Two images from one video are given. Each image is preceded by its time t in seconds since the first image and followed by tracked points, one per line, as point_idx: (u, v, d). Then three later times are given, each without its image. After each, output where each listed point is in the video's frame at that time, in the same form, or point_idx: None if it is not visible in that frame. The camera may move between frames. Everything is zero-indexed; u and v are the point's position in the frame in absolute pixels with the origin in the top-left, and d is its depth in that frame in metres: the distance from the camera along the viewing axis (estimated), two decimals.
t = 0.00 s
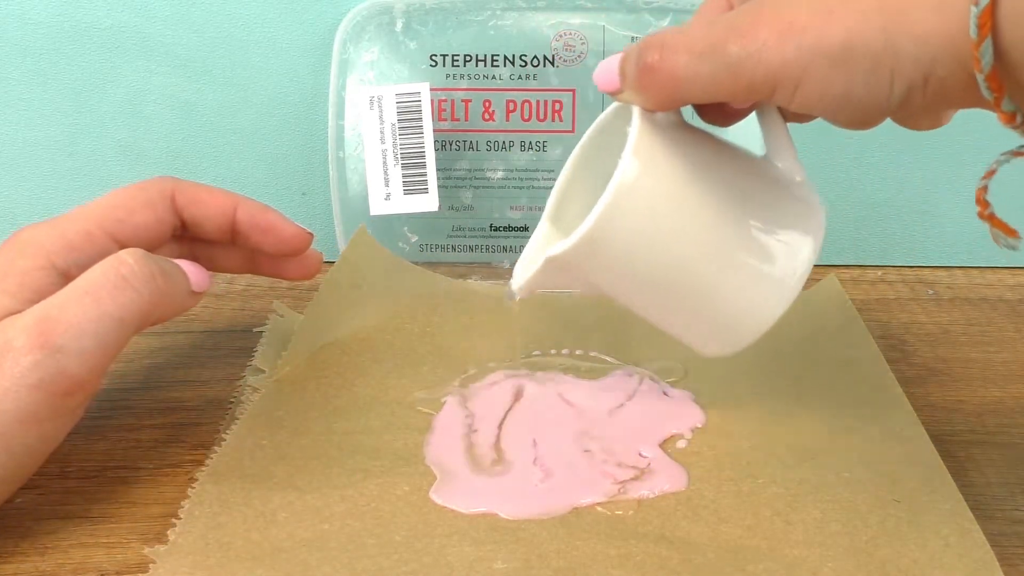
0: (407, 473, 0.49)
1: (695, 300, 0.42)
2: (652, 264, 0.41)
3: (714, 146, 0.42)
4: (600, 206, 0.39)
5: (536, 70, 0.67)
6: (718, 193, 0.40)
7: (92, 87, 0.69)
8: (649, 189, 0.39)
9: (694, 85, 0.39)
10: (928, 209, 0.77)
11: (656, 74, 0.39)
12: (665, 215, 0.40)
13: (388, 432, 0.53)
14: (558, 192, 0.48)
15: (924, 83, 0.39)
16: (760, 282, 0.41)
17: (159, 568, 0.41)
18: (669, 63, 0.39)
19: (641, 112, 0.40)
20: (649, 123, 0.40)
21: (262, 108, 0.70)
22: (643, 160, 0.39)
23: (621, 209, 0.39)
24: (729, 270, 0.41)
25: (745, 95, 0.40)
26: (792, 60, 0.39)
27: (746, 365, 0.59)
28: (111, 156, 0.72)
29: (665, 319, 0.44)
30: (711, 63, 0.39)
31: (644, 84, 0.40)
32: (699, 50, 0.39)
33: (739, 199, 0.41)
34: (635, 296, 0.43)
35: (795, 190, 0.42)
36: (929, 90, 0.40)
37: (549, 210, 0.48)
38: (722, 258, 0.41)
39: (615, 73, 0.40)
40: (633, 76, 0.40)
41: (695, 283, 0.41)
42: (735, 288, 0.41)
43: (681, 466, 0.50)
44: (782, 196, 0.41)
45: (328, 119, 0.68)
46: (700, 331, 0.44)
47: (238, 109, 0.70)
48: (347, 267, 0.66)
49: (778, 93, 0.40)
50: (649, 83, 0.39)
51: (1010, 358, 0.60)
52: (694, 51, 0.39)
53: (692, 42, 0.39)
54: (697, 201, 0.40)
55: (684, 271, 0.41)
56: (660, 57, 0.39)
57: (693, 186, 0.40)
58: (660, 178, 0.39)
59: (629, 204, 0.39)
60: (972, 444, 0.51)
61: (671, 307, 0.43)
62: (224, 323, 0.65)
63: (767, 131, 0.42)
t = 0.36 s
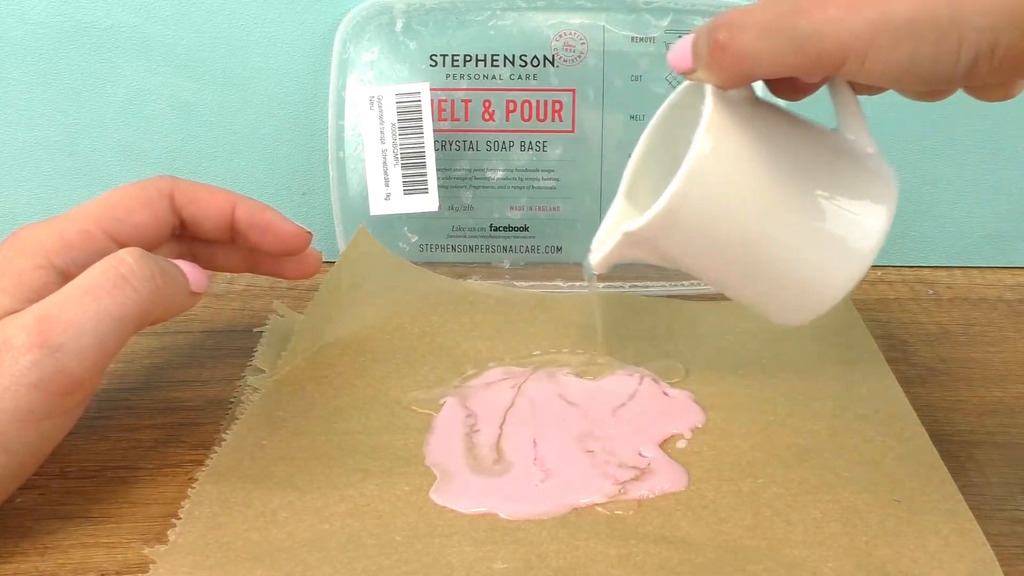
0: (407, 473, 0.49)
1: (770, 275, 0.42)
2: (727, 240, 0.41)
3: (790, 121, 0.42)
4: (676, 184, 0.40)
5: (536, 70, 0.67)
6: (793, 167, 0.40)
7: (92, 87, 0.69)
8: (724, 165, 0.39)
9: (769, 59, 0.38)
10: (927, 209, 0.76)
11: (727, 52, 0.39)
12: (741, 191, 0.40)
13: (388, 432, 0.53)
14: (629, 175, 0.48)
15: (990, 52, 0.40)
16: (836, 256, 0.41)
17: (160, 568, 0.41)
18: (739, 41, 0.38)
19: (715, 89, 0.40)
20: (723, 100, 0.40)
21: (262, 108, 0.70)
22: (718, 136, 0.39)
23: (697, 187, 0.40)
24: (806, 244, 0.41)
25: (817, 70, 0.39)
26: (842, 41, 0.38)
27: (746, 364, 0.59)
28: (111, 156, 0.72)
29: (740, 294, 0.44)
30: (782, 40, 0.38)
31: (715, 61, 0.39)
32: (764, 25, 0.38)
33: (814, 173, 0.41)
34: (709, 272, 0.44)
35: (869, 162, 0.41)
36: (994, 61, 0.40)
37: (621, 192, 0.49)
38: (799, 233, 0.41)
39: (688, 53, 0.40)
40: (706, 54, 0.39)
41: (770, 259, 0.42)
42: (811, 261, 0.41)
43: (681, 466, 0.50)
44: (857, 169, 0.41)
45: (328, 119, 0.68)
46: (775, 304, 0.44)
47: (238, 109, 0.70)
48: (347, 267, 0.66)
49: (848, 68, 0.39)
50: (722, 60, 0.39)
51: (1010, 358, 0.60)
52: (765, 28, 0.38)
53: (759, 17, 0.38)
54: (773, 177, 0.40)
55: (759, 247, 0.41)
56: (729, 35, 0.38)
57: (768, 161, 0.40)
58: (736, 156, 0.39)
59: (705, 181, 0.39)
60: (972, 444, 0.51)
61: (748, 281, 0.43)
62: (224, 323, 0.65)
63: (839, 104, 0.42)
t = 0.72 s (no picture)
0: (407, 473, 0.49)
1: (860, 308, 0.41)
2: (817, 275, 0.40)
3: (870, 149, 0.41)
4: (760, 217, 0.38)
5: (536, 70, 0.67)
6: (883, 198, 0.39)
7: (93, 87, 0.69)
8: (809, 196, 0.38)
9: (857, 83, 0.37)
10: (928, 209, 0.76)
11: (811, 75, 0.37)
12: (828, 226, 0.39)
13: (388, 432, 0.53)
14: (686, 209, 0.46)
15: None
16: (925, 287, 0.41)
17: (160, 568, 0.42)
18: (824, 63, 0.36)
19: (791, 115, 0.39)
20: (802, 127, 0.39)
21: (262, 109, 0.70)
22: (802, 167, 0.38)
23: (784, 219, 0.38)
24: (897, 274, 0.40)
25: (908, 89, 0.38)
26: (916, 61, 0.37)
27: (746, 364, 0.59)
28: (111, 156, 0.72)
29: (822, 329, 0.43)
30: (872, 60, 0.36)
31: (798, 88, 0.37)
32: (855, 46, 0.36)
33: (903, 202, 0.40)
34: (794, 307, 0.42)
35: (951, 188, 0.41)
36: None
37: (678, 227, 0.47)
38: (889, 264, 0.40)
39: (758, 77, 0.38)
40: (781, 78, 0.37)
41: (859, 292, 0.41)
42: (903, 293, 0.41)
43: (681, 465, 0.50)
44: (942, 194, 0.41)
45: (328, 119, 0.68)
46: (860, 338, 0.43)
47: (238, 108, 0.70)
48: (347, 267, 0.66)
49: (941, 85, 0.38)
50: (802, 84, 0.37)
51: (1010, 358, 0.60)
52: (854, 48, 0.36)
53: (850, 37, 0.36)
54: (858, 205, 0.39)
55: (851, 281, 0.40)
56: (813, 58, 0.37)
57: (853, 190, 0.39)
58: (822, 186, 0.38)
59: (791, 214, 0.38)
60: (972, 444, 0.51)
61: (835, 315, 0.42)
62: (224, 323, 0.65)
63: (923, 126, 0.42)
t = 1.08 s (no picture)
0: (407, 473, 0.49)
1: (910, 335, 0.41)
2: (867, 312, 0.40)
3: (911, 180, 0.41)
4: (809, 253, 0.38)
5: (536, 70, 0.67)
6: (926, 231, 0.40)
7: (93, 88, 0.69)
8: (854, 233, 0.38)
9: (897, 105, 0.36)
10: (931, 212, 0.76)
11: (847, 100, 0.36)
12: (878, 264, 0.39)
13: (388, 431, 0.53)
14: (710, 250, 0.45)
15: None
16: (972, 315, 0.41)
17: (160, 568, 0.42)
18: (862, 87, 0.36)
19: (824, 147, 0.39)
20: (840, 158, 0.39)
21: (263, 109, 0.70)
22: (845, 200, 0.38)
23: (835, 261, 0.38)
24: (942, 303, 0.41)
25: (952, 111, 0.37)
26: (955, 80, 0.36)
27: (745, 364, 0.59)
28: (111, 156, 0.72)
29: (868, 362, 0.43)
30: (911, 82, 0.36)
31: (834, 115, 0.37)
32: (902, 68, 0.36)
33: (948, 234, 0.40)
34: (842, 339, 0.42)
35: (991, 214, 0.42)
36: None
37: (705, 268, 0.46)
38: (932, 291, 0.40)
39: (790, 106, 0.38)
40: (815, 104, 0.37)
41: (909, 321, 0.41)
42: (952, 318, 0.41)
43: (681, 465, 0.50)
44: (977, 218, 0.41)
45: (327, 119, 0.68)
46: (906, 367, 0.43)
47: (238, 108, 0.70)
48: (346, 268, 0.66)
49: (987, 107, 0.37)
50: (836, 110, 0.37)
51: (1010, 358, 0.60)
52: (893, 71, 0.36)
53: (888, 57, 0.36)
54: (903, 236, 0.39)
55: (899, 315, 0.41)
56: (850, 83, 0.36)
57: (893, 221, 0.39)
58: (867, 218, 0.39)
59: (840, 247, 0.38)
60: (972, 444, 0.51)
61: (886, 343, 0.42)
62: (224, 323, 0.65)
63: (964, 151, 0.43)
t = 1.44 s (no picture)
0: (407, 474, 0.49)
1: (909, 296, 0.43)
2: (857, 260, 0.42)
3: (919, 141, 0.42)
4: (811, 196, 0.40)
5: (536, 70, 0.67)
6: (925, 191, 0.41)
7: (93, 87, 0.69)
8: (850, 180, 0.40)
9: (914, 79, 0.38)
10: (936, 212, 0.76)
11: (868, 69, 0.38)
12: (871, 214, 0.40)
13: (387, 432, 0.53)
14: (732, 189, 0.47)
15: None
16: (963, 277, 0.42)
17: (160, 568, 0.42)
18: (881, 58, 0.38)
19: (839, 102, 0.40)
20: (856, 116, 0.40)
21: (262, 109, 0.70)
22: (851, 152, 0.40)
23: (826, 206, 0.40)
24: (935, 260, 0.41)
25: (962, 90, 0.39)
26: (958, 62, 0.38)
27: (745, 365, 0.59)
28: (111, 156, 0.72)
29: (858, 312, 0.45)
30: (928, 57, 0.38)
31: (854, 80, 0.39)
32: (916, 44, 0.38)
33: (948, 195, 0.41)
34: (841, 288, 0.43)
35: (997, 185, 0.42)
36: None
37: (724, 206, 0.47)
38: (925, 246, 0.41)
39: (816, 66, 0.40)
40: (839, 69, 0.39)
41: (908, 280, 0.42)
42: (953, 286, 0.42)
43: (681, 464, 0.50)
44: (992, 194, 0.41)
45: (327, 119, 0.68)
46: (897, 321, 0.45)
47: (238, 108, 0.70)
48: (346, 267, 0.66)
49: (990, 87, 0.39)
50: (858, 78, 0.39)
51: (1009, 358, 0.60)
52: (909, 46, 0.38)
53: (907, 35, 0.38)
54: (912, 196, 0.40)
55: (889, 268, 0.42)
56: (872, 51, 0.38)
57: (903, 180, 0.40)
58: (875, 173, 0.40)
59: (842, 196, 0.40)
60: (972, 444, 0.51)
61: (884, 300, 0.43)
62: (224, 323, 0.65)
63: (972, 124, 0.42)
